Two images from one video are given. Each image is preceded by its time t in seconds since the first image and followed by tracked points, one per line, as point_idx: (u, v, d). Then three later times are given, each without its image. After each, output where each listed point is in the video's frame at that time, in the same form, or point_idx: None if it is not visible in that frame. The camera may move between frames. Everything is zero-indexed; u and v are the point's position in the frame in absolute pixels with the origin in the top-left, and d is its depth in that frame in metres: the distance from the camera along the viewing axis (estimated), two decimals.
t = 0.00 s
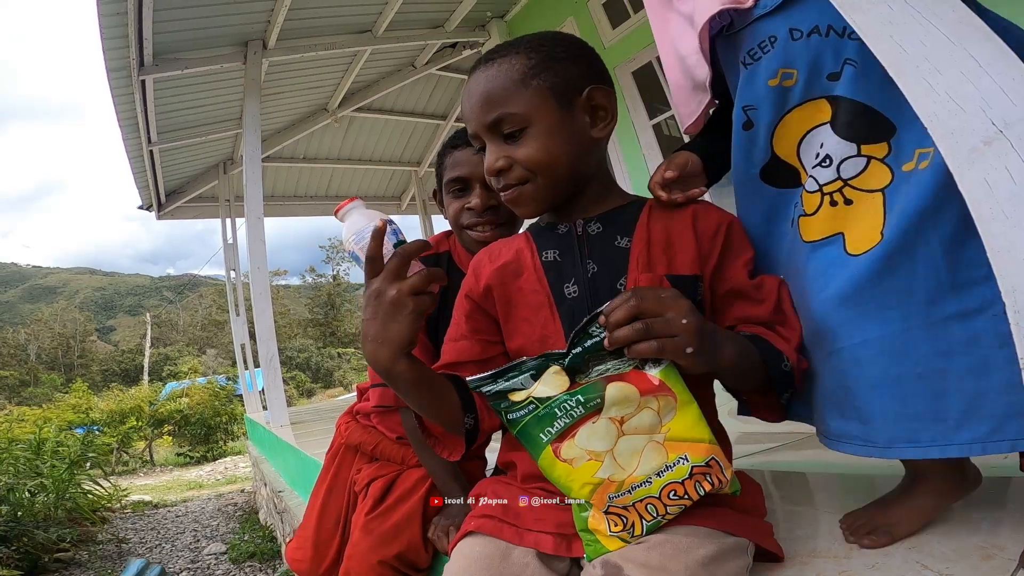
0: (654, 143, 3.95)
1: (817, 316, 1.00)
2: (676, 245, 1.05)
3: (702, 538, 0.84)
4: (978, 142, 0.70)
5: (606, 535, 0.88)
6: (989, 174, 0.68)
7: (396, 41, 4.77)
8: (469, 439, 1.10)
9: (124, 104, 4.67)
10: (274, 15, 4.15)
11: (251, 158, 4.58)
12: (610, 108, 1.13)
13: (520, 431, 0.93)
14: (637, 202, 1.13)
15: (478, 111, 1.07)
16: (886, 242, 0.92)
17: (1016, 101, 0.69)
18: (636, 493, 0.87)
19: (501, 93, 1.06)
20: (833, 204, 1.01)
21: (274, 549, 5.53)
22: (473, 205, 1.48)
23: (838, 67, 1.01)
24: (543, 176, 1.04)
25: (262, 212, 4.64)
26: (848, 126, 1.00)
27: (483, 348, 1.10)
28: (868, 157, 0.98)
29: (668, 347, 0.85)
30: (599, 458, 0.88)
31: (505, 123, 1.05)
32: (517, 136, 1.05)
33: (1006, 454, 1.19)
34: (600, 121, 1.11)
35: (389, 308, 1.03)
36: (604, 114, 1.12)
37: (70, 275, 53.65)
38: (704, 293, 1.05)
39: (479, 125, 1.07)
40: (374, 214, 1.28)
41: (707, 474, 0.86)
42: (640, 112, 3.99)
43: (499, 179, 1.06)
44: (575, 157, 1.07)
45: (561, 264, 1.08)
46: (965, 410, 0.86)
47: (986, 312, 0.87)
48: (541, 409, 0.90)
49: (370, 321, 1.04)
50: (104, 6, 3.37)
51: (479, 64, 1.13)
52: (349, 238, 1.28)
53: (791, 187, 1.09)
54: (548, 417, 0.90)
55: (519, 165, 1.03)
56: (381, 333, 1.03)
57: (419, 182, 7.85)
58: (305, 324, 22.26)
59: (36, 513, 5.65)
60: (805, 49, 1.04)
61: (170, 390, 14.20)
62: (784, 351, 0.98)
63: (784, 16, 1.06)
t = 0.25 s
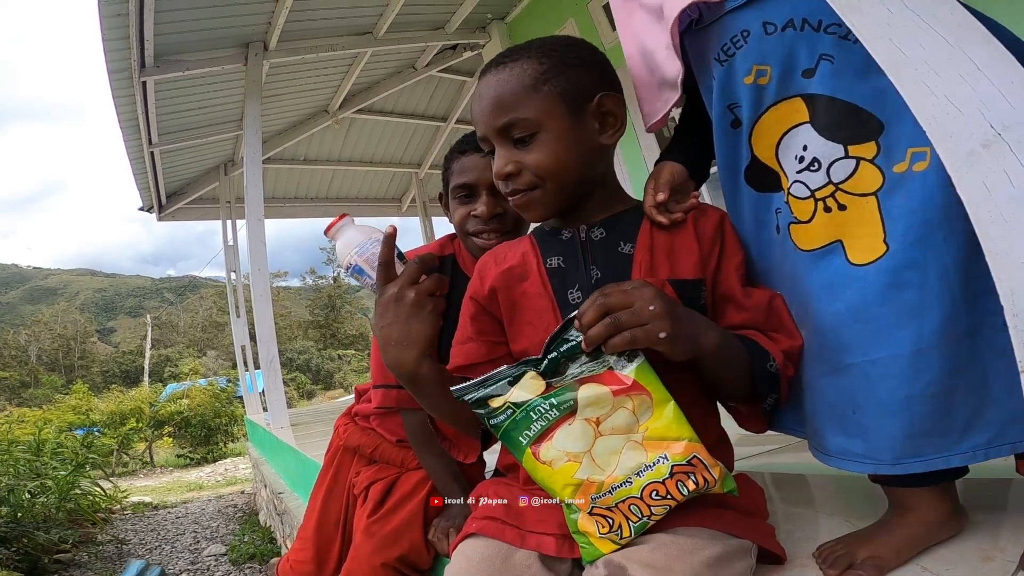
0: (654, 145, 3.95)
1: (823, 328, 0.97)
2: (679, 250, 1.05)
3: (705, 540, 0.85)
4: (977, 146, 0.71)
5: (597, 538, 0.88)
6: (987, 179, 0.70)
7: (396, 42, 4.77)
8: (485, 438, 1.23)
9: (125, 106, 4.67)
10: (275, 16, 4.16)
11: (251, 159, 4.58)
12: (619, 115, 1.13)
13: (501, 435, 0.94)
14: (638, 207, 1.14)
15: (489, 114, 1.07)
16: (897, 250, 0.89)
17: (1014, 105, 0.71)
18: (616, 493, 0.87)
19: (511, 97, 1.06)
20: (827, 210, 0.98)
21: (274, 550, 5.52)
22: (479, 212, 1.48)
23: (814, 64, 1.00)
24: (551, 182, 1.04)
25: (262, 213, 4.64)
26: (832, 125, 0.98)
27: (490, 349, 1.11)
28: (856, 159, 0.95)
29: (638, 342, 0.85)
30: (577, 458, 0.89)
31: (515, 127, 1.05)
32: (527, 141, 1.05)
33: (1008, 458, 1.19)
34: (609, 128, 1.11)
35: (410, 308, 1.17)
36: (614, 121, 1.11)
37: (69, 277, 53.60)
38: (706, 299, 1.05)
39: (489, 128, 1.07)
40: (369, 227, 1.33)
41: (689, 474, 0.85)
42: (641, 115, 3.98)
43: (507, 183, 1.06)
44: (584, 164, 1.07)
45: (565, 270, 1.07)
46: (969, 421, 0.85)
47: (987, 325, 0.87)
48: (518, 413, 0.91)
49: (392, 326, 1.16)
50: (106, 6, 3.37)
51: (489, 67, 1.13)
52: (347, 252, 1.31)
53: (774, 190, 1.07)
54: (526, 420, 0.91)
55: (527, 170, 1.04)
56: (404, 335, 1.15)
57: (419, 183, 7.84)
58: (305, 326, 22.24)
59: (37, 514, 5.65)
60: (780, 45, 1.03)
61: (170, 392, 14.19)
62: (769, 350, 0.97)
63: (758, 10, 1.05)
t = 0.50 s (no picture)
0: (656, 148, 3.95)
1: (826, 325, 0.96)
2: (686, 252, 1.05)
3: (709, 544, 0.84)
4: (978, 150, 0.74)
5: (601, 538, 0.88)
6: (987, 183, 0.73)
7: (397, 44, 4.78)
8: (491, 440, 1.18)
9: (126, 108, 4.67)
10: (276, 18, 4.17)
11: (252, 162, 4.58)
12: (628, 123, 1.12)
13: (510, 433, 0.94)
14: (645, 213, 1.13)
15: (499, 120, 1.07)
16: (869, 260, 0.90)
17: (1012, 110, 0.74)
18: (622, 493, 0.87)
19: (522, 103, 1.06)
20: (818, 216, 0.97)
21: (275, 553, 5.51)
22: (480, 217, 1.47)
23: (778, 71, 0.99)
24: (560, 191, 1.04)
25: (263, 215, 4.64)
26: (803, 134, 0.97)
27: (495, 349, 1.10)
28: (832, 168, 0.95)
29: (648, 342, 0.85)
30: (584, 458, 0.88)
31: (526, 133, 1.05)
32: (536, 147, 1.05)
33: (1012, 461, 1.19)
34: (617, 136, 1.10)
35: (421, 309, 1.15)
36: (622, 128, 1.11)
37: (69, 280, 53.61)
38: (712, 301, 1.05)
39: (499, 134, 1.07)
40: (375, 232, 1.36)
41: (695, 476, 0.85)
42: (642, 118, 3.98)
43: (515, 188, 1.06)
44: (592, 173, 1.07)
45: (572, 272, 1.07)
46: (933, 444, 0.84)
47: (952, 345, 0.85)
48: (527, 410, 0.91)
49: (402, 326, 1.14)
50: (106, 9, 3.38)
51: (501, 72, 1.13)
52: (355, 257, 1.34)
53: (758, 196, 1.07)
54: (535, 418, 0.91)
55: (535, 177, 1.04)
56: (415, 336, 1.13)
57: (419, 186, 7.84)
58: (305, 328, 22.21)
59: (37, 517, 5.65)
60: (745, 53, 1.02)
61: (170, 395, 14.18)
62: (776, 351, 0.97)
63: (725, 16, 1.03)
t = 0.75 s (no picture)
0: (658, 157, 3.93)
1: (823, 334, 0.96)
2: (691, 270, 1.02)
3: (712, 552, 0.81)
4: (980, 163, 0.74)
5: (604, 548, 0.85)
6: (987, 197, 0.73)
7: (398, 52, 4.79)
8: (494, 448, 1.14)
9: (128, 116, 4.68)
10: (278, 25, 4.18)
11: (254, 169, 4.58)
12: (633, 137, 1.10)
13: (517, 442, 0.92)
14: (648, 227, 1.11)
15: (507, 132, 1.05)
16: (876, 267, 0.88)
17: (1014, 122, 0.74)
18: (624, 503, 0.85)
19: (530, 114, 1.04)
20: (817, 223, 0.95)
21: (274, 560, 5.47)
22: (480, 231, 1.45)
23: (779, 75, 0.97)
24: (567, 203, 1.02)
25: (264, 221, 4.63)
26: (805, 139, 0.95)
27: (500, 359, 1.09)
28: (834, 174, 0.93)
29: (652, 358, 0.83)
30: (588, 467, 0.87)
31: (533, 146, 1.03)
32: (543, 159, 1.03)
33: None
34: (623, 149, 1.09)
35: (432, 317, 1.07)
36: (628, 142, 1.09)
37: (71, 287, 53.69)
38: (716, 316, 1.02)
39: (507, 145, 1.05)
40: (395, 236, 1.29)
41: (698, 486, 0.82)
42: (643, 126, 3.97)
43: (522, 201, 1.04)
44: (598, 186, 1.05)
45: (577, 285, 1.04)
46: (949, 462, 0.82)
47: (963, 360, 0.82)
48: (534, 421, 0.90)
49: (411, 333, 1.07)
50: (109, 16, 3.39)
51: (508, 86, 1.12)
52: (372, 260, 1.28)
53: (752, 203, 1.05)
54: (541, 428, 0.90)
55: (543, 189, 1.02)
56: (425, 341, 1.06)
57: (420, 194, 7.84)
58: (307, 336, 22.17)
59: (36, 523, 5.60)
60: (744, 56, 1.00)
61: (171, 402, 14.15)
62: (779, 364, 0.95)
63: (726, 18, 1.01)
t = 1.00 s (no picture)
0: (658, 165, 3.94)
1: (819, 352, 0.92)
2: (688, 290, 1.01)
3: (709, 565, 0.80)
4: (966, 192, 0.67)
5: (604, 562, 0.83)
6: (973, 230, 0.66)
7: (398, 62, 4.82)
8: (498, 465, 1.15)
9: (130, 126, 4.70)
10: (279, 36, 4.20)
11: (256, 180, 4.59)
12: (628, 155, 1.08)
13: (519, 460, 0.91)
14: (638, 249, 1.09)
15: (503, 152, 1.05)
16: (875, 289, 0.84)
17: (1000, 151, 0.65)
18: (624, 518, 0.83)
19: (524, 136, 1.04)
20: (813, 243, 0.91)
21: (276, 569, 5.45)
22: (488, 247, 1.44)
23: (777, 93, 0.91)
24: (562, 222, 1.01)
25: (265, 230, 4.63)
26: (805, 159, 0.90)
27: (501, 379, 1.06)
28: (834, 193, 0.88)
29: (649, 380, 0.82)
30: (588, 483, 0.85)
31: (527, 166, 1.03)
32: (538, 180, 1.02)
33: None
34: (617, 168, 1.07)
35: (434, 341, 1.09)
36: (622, 161, 1.07)
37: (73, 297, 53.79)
38: (712, 336, 1.01)
39: (504, 165, 1.05)
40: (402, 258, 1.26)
41: (696, 501, 0.81)
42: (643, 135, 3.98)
43: (518, 221, 1.04)
44: (593, 206, 1.04)
45: (575, 307, 1.03)
46: (943, 476, 0.81)
47: (955, 378, 0.80)
48: (536, 439, 0.89)
49: (414, 355, 1.09)
50: (112, 27, 3.42)
51: (505, 107, 1.11)
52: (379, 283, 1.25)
53: (745, 222, 0.99)
54: (542, 446, 0.89)
55: (538, 210, 1.01)
56: (426, 366, 1.08)
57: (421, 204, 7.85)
58: (308, 346, 22.15)
59: (38, 532, 5.63)
60: (741, 73, 0.93)
61: (173, 411, 14.14)
62: (776, 384, 0.93)
63: (725, 32, 0.94)
